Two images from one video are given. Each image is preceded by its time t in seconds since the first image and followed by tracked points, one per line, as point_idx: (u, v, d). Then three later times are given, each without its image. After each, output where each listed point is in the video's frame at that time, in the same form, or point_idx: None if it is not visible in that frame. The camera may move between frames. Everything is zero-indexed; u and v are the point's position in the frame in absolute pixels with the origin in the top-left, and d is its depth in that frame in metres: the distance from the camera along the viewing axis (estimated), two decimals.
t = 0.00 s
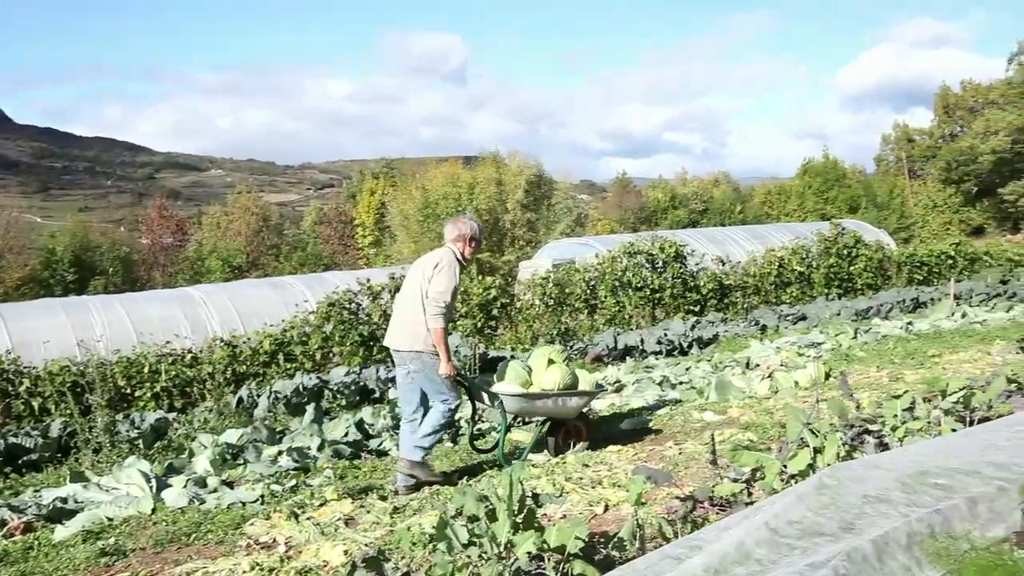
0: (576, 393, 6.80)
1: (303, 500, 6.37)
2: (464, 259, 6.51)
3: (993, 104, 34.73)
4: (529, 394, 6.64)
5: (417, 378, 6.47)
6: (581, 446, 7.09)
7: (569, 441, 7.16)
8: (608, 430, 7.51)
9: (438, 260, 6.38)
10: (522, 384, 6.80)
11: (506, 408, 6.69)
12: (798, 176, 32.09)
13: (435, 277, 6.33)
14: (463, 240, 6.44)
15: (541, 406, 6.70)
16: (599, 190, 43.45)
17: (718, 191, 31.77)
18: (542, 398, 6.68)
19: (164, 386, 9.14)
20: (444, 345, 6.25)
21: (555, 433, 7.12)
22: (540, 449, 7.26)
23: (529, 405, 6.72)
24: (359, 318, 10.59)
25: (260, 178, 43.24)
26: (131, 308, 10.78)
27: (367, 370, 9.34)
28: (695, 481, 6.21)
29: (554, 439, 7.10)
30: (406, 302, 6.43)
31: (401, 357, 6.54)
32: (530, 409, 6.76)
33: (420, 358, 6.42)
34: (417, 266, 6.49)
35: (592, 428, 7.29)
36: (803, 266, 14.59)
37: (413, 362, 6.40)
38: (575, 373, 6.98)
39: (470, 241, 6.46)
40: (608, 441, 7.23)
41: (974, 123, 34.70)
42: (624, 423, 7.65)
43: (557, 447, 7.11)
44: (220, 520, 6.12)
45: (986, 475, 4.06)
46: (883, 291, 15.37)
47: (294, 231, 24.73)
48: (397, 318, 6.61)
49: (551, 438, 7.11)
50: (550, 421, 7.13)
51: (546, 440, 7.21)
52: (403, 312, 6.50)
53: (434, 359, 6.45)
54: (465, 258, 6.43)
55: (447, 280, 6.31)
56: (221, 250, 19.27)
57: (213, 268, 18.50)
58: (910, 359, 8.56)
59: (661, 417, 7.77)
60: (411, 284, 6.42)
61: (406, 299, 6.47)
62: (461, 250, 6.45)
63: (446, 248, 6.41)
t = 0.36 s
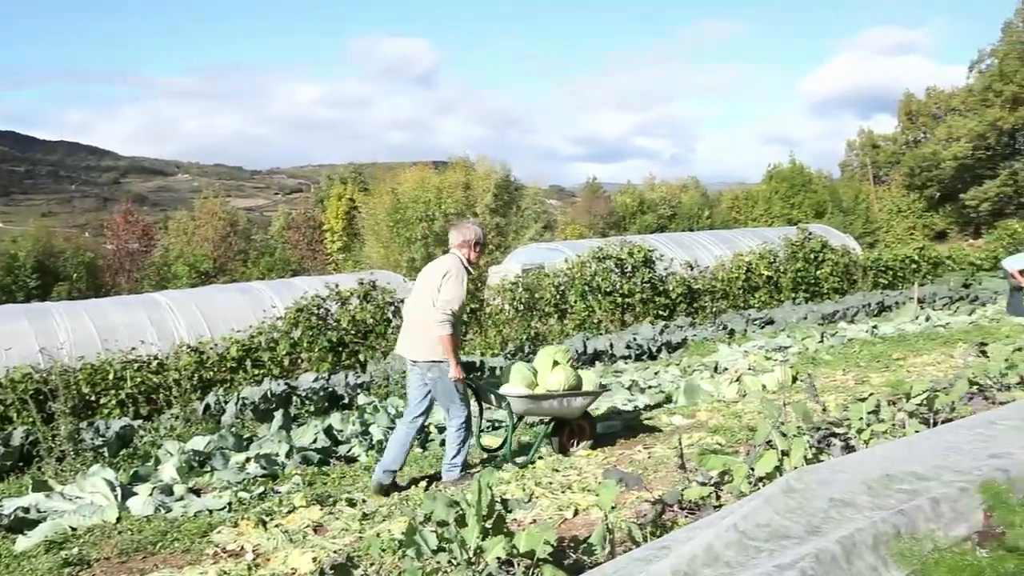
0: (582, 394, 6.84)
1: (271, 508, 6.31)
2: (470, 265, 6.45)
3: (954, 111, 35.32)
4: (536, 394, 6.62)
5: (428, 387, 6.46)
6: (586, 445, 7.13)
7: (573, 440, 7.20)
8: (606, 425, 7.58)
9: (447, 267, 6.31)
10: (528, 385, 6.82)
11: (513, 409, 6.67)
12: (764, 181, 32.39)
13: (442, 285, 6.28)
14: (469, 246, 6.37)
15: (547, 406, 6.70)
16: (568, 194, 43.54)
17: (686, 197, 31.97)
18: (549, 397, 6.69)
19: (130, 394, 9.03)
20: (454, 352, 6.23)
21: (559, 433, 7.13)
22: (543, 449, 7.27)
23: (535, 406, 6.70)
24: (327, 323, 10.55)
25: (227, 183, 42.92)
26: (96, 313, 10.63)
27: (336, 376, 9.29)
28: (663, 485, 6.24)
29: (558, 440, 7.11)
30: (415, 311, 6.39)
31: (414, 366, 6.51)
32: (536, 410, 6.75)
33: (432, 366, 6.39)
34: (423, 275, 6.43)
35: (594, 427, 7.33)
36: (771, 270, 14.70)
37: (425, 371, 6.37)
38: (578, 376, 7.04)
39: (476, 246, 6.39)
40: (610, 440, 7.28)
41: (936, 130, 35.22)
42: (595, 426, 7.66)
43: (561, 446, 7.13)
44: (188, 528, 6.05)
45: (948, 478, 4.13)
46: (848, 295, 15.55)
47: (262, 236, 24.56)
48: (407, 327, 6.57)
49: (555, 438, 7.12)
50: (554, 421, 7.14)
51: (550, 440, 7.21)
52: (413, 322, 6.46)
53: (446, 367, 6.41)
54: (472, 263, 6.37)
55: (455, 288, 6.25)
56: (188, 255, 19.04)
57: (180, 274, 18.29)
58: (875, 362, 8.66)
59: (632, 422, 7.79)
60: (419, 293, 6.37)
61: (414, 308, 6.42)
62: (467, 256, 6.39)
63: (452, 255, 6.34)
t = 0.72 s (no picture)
0: (588, 387, 7.02)
1: (239, 512, 6.26)
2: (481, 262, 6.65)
3: (918, 114, 35.88)
4: (543, 387, 6.82)
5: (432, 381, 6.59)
6: (587, 440, 7.20)
7: (575, 434, 7.25)
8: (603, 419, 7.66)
9: (460, 265, 6.49)
10: (535, 380, 7.04)
11: (523, 403, 6.89)
12: (732, 183, 32.66)
13: (455, 281, 6.45)
14: (480, 244, 6.56)
15: (554, 399, 6.90)
16: (537, 196, 43.55)
17: (655, 198, 32.10)
18: (556, 390, 6.88)
19: (94, 398, 8.92)
20: (468, 346, 6.41)
21: (563, 427, 7.17)
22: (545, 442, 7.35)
23: (543, 399, 6.90)
24: (295, 325, 10.49)
25: (194, 184, 42.56)
26: (59, 316, 10.49)
27: (304, 379, 9.24)
28: (632, 485, 6.26)
29: (563, 434, 7.14)
30: (425, 306, 6.52)
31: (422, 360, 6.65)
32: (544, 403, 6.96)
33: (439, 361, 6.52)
34: (435, 270, 6.59)
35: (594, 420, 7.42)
36: (739, 271, 14.81)
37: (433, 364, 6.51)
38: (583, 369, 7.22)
39: (486, 244, 6.58)
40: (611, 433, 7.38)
41: (900, 132, 35.72)
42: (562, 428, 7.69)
43: (566, 441, 7.17)
44: (153, 533, 5.97)
45: (911, 477, 4.19)
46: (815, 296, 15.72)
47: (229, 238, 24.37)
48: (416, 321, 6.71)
49: (559, 432, 7.16)
50: (558, 415, 7.18)
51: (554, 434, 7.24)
52: (423, 316, 6.60)
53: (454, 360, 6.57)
54: (483, 260, 6.58)
55: (467, 284, 6.43)
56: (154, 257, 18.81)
57: (145, 276, 18.08)
58: (840, 362, 8.76)
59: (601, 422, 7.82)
60: (431, 289, 6.53)
61: (425, 303, 6.57)
62: (478, 254, 6.59)
63: (464, 252, 6.52)
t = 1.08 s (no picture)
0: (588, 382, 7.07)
1: (208, 517, 6.19)
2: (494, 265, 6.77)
3: (884, 117, 36.53)
4: (544, 382, 6.86)
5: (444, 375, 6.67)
6: (586, 432, 7.34)
7: (574, 426, 7.40)
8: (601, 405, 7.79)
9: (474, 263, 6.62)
10: (537, 374, 7.06)
11: (525, 397, 6.93)
12: (703, 185, 32.92)
13: (470, 277, 6.57)
14: (494, 246, 6.70)
15: (555, 393, 6.95)
16: (508, 198, 43.61)
17: (626, 199, 32.28)
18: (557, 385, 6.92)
19: (61, 402, 8.80)
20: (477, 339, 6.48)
21: (563, 420, 7.32)
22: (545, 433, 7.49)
23: (545, 394, 6.94)
24: (265, 328, 10.43)
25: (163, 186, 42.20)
26: (24, 319, 10.36)
27: (274, 382, 9.18)
28: (603, 486, 6.26)
29: (563, 426, 7.29)
30: (440, 302, 6.63)
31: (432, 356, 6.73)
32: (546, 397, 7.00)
33: (452, 356, 6.60)
34: (450, 269, 6.74)
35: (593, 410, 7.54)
36: (709, 272, 14.92)
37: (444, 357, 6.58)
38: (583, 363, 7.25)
39: (500, 247, 6.73)
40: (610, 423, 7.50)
41: (867, 135, 36.19)
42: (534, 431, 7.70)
43: (565, 433, 7.32)
44: (121, 538, 5.90)
45: (878, 476, 4.23)
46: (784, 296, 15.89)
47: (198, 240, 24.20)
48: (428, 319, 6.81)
49: (558, 425, 7.30)
50: (558, 409, 7.30)
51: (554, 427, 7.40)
52: (436, 313, 6.71)
53: (464, 357, 6.63)
54: (496, 261, 6.70)
55: (481, 282, 6.55)
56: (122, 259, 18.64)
57: (113, 279, 17.92)
58: (809, 362, 8.86)
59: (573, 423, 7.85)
60: (445, 285, 6.65)
61: (439, 299, 6.69)
62: (492, 255, 6.72)
63: (479, 253, 6.66)
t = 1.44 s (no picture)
0: (590, 378, 7.30)
1: (172, 522, 6.12)
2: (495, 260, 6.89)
3: (848, 119, 37.07)
4: (547, 379, 7.13)
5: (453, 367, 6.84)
6: (586, 427, 7.49)
7: (575, 420, 7.55)
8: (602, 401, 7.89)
9: (478, 260, 6.73)
10: (541, 369, 7.32)
11: (529, 392, 7.17)
12: (670, 187, 33.17)
13: (473, 275, 6.70)
14: (495, 242, 6.81)
15: (557, 389, 7.22)
16: (476, 200, 43.57)
17: (594, 200, 32.40)
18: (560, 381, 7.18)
19: (21, 407, 8.66)
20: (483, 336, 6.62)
21: (564, 415, 7.50)
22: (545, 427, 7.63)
23: (548, 389, 7.21)
24: (231, 330, 10.34)
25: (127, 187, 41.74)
26: None
27: (240, 385, 9.12)
28: (571, 487, 6.27)
29: (564, 421, 7.47)
30: (446, 299, 6.76)
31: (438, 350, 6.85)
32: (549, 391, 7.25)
33: (459, 350, 6.76)
34: (453, 266, 6.85)
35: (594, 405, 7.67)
36: (676, 274, 15.03)
37: (453, 352, 6.72)
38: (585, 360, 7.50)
39: (501, 243, 6.85)
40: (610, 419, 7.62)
41: (832, 137, 36.65)
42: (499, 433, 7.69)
43: (566, 428, 7.48)
44: (84, 544, 5.81)
45: (841, 475, 4.28)
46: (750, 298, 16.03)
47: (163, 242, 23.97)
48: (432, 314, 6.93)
49: (560, 419, 7.48)
50: (560, 403, 7.49)
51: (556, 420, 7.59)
52: (441, 308, 6.82)
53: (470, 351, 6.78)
54: (498, 258, 6.83)
55: (486, 279, 6.68)
56: (84, 261, 18.40)
57: (75, 281, 17.70)
58: (774, 362, 8.96)
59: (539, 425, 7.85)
60: (451, 281, 6.77)
61: (443, 296, 6.81)
62: (494, 252, 6.84)
63: (482, 249, 6.77)
